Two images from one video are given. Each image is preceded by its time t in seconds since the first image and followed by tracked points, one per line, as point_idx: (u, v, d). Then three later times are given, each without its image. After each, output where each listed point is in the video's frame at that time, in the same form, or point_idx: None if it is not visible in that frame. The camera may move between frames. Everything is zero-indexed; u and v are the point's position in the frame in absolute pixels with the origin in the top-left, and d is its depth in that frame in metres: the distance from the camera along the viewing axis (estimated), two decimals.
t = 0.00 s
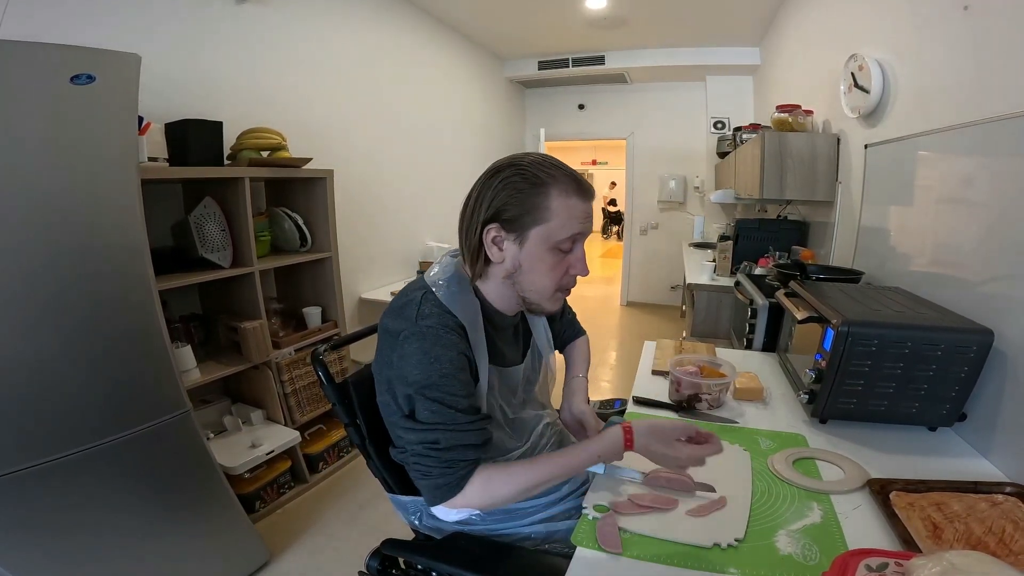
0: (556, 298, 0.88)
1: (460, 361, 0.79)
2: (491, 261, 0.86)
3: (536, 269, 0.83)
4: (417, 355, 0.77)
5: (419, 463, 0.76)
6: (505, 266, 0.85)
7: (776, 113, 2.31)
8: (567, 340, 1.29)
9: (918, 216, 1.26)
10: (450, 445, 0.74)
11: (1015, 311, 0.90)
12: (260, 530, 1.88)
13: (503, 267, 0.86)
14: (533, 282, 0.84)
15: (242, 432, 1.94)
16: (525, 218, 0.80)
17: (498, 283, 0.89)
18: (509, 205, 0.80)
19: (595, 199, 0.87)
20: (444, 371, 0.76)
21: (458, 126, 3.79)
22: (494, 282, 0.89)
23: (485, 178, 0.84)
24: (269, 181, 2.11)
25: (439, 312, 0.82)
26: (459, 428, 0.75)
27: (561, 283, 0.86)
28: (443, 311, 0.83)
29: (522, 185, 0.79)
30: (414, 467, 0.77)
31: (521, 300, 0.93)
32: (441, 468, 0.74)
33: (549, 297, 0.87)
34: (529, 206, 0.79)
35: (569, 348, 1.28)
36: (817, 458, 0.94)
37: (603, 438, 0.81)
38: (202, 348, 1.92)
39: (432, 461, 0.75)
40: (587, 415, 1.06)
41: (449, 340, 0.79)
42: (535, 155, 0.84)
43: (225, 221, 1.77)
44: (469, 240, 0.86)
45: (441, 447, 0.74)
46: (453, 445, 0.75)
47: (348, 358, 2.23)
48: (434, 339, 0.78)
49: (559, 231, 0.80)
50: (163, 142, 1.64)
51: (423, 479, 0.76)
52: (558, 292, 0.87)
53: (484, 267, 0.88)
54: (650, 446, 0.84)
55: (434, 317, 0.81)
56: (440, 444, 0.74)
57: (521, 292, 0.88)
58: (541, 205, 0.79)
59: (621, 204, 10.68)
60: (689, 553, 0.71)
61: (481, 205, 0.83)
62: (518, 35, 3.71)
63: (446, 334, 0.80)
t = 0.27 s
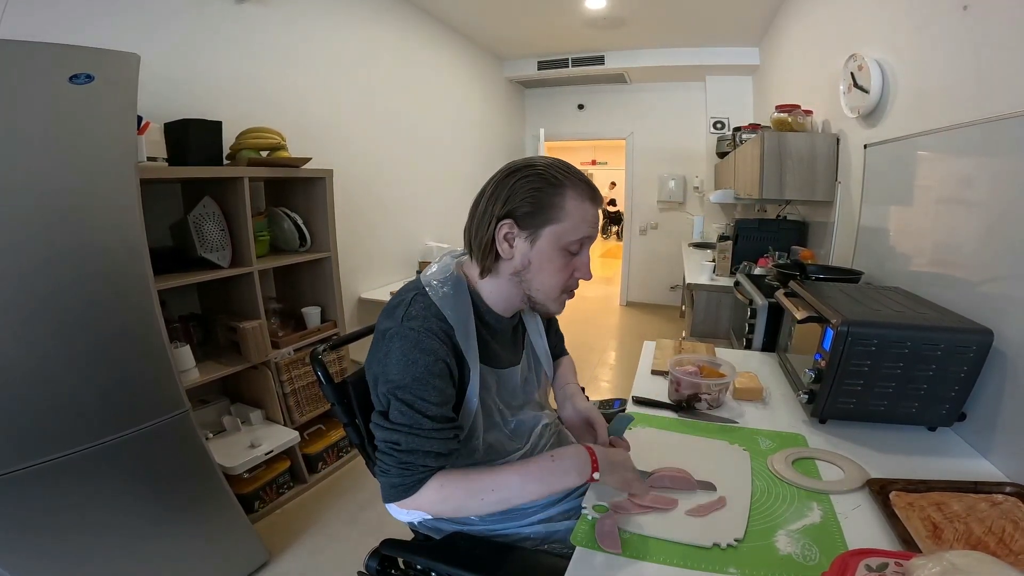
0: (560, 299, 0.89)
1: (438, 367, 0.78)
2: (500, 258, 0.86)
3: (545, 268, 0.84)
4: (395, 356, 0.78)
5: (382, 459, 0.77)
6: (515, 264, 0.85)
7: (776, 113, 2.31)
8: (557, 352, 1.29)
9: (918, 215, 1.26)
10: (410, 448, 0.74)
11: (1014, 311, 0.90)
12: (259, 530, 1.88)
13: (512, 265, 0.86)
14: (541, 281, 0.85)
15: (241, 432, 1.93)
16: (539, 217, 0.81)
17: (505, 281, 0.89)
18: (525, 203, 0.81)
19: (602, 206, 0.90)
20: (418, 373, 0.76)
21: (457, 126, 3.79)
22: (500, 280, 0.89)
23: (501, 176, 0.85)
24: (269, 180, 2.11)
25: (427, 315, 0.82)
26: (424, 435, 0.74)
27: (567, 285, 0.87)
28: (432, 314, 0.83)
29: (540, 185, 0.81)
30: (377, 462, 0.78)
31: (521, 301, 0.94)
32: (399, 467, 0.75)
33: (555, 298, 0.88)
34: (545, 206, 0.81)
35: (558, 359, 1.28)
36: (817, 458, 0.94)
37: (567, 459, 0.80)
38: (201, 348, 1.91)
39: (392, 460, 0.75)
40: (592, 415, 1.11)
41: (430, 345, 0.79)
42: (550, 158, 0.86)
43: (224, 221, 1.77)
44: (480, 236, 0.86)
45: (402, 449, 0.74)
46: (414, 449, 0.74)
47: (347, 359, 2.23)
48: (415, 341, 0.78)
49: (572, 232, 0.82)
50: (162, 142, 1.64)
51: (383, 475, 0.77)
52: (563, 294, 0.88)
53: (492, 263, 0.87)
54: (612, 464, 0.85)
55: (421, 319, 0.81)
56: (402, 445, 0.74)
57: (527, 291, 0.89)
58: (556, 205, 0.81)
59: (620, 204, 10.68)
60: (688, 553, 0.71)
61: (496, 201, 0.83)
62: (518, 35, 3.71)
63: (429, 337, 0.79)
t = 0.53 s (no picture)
0: (559, 301, 0.89)
1: (433, 376, 0.78)
2: (503, 258, 0.86)
3: (547, 270, 0.84)
4: (391, 361, 0.77)
5: (369, 456, 0.78)
6: (517, 264, 0.85)
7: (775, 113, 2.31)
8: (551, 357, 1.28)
9: (917, 215, 1.26)
10: (398, 452, 0.75)
11: (1013, 311, 0.90)
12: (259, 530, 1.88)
13: (514, 265, 0.86)
14: (542, 283, 0.86)
15: (240, 432, 1.93)
16: (545, 219, 0.81)
17: (506, 281, 0.89)
18: (531, 204, 0.81)
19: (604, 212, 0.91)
20: (413, 382, 0.76)
21: (457, 125, 3.79)
22: (502, 279, 0.89)
23: (509, 176, 0.84)
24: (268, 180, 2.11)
25: (428, 322, 0.82)
26: (412, 440, 0.76)
27: (566, 287, 0.88)
28: (432, 321, 0.82)
29: (548, 188, 0.81)
30: (363, 458, 0.79)
31: (520, 300, 0.94)
32: (386, 467, 0.76)
33: (554, 299, 0.88)
34: (551, 209, 0.81)
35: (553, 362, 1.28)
36: (816, 458, 0.94)
37: (536, 463, 0.81)
38: (200, 348, 1.91)
39: (379, 460, 0.76)
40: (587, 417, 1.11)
41: (427, 353, 0.78)
42: (557, 161, 0.86)
43: (224, 221, 1.77)
44: (485, 234, 0.85)
45: (390, 452, 0.75)
46: (401, 453, 0.76)
47: (347, 359, 2.23)
48: (412, 348, 0.78)
49: (575, 236, 0.83)
50: (161, 142, 1.63)
51: (367, 470, 0.79)
52: (562, 295, 0.89)
53: (496, 262, 0.87)
54: (584, 468, 0.84)
55: (421, 326, 0.81)
56: (390, 449, 0.75)
57: (527, 292, 0.89)
58: (561, 209, 0.81)
59: (620, 204, 10.69)
60: (687, 553, 0.71)
61: (504, 200, 0.83)
62: (518, 35, 3.71)
63: (428, 346, 0.79)
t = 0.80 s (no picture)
0: (546, 295, 0.89)
1: (424, 365, 0.79)
2: (488, 254, 0.87)
3: (529, 265, 0.84)
4: (383, 349, 0.78)
5: (355, 444, 0.78)
6: (501, 260, 0.86)
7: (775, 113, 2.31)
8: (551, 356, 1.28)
9: (917, 215, 1.26)
10: (387, 439, 0.76)
11: (1013, 312, 0.90)
12: (258, 530, 1.88)
13: (499, 260, 0.86)
14: (525, 278, 0.86)
15: (239, 432, 1.93)
16: (524, 215, 0.81)
17: (493, 277, 0.90)
18: (510, 201, 0.81)
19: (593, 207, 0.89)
20: (404, 369, 0.77)
21: (457, 125, 3.79)
22: (489, 275, 0.90)
23: (492, 174, 0.86)
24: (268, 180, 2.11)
25: (420, 312, 0.83)
26: (401, 428, 0.76)
27: (553, 281, 0.87)
28: (424, 312, 0.83)
29: (526, 183, 0.81)
30: (349, 447, 0.79)
31: (510, 295, 0.94)
32: (372, 455, 0.76)
33: (540, 294, 0.88)
34: (529, 203, 0.81)
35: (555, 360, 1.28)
36: (815, 458, 0.94)
37: (519, 459, 0.81)
38: (200, 348, 1.91)
39: (366, 448, 0.76)
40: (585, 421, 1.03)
41: (418, 342, 0.80)
42: (540, 157, 0.86)
43: (223, 221, 1.76)
44: (469, 232, 0.87)
45: (378, 439, 0.75)
46: (389, 440, 0.76)
47: (346, 359, 2.23)
48: (404, 337, 0.79)
49: (555, 230, 0.82)
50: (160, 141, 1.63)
51: (352, 459, 0.78)
52: (549, 290, 0.88)
53: (481, 258, 0.89)
54: (564, 463, 0.84)
55: (414, 316, 0.82)
56: (378, 435, 0.76)
57: (513, 287, 0.89)
58: (540, 203, 0.81)
59: (620, 205, 10.70)
60: (686, 553, 0.71)
61: (485, 199, 0.84)
62: (518, 35, 3.71)
63: (420, 335, 0.80)
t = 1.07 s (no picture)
0: (542, 298, 0.89)
1: (422, 365, 0.80)
2: (483, 255, 0.88)
3: (523, 267, 0.84)
4: (382, 348, 0.79)
5: (349, 441, 0.78)
6: (496, 261, 0.87)
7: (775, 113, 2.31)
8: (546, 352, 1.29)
9: (917, 216, 1.26)
10: (383, 437, 0.75)
11: (1012, 312, 0.91)
12: (258, 530, 1.88)
13: (493, 262, 0.87)
14: (520, 279, 0.86)
15: (239, 432, 1.93)
16: (518, 217, 0.82)
17: (488, 278, 0.91)
18: (504, 203, 0.82)
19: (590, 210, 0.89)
20: (404, 368, 0.78)
21: (457, 126, 3.79)
22: (484, 277, 0.91)
23: (488, 178, 0.87)
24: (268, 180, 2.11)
25: (420, 313, 0.83)
26: (397, 427, 0.76)
27: (548, 284, 0.87)
28: (424, 312, 0.84)
29: (520, 186, 0.82)
30: (342, 443, 0.79)
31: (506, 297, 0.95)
32: (366, 453, 0.76)
33: (534, 296, 0.88)
34: (523, 206, 0.81)
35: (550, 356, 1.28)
36: (814, 458, 0.94)
37: (506, 443, 0.83)
38: (200, 348, 1.92)
39: (360, 445, 0.76)
40: (565, 414, 1.06)
41: (417, 342, 0.80)
42: (537, 159, 0.86)
43: (223, 221, 1.76)
44: (465, 234, 0.88)
45: (374, 437, 0.75)
46: (385, 438, 0.76)
47: (346, 359, 2.23)
48: (404, 337, 0.79)
49: (549, 232, 0.82)
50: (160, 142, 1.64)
51: (345, 456, 0.78)
52: (544, 292, 0.88)
53: (477, 259, 0.90)
54: (549, 448, 0.89)
55: (415, 316, 0.82)
56: (375, 433, 0.75)
57: (508, 289, 0.90)
58: (533, 206, 0.81)
59: (620, 205, 10.70)
60: (686, 553, 0.71)
61: (480, 202, 0.86)
62: (518, 35, 3.71)
63: (420, 335, 0.81)
